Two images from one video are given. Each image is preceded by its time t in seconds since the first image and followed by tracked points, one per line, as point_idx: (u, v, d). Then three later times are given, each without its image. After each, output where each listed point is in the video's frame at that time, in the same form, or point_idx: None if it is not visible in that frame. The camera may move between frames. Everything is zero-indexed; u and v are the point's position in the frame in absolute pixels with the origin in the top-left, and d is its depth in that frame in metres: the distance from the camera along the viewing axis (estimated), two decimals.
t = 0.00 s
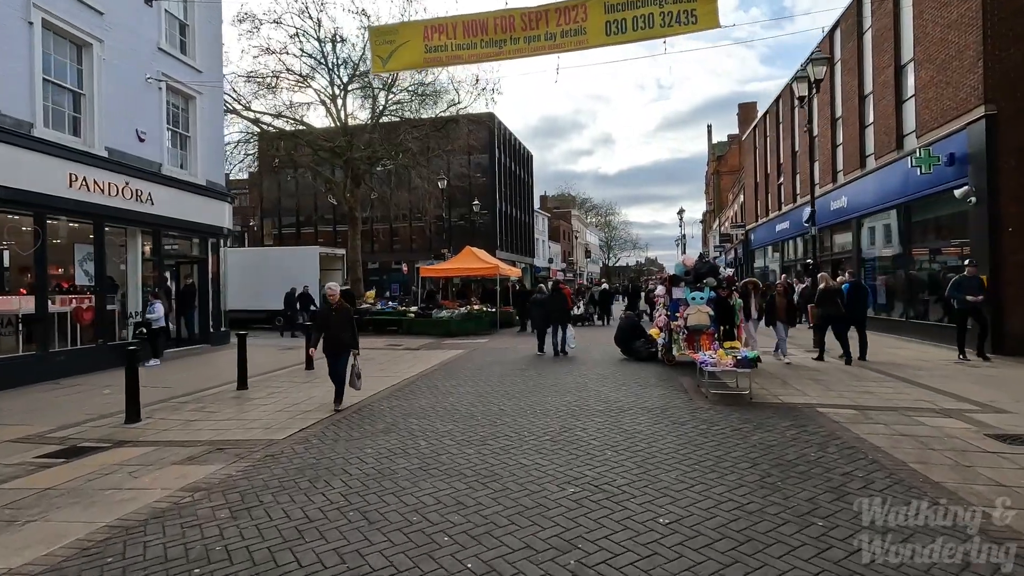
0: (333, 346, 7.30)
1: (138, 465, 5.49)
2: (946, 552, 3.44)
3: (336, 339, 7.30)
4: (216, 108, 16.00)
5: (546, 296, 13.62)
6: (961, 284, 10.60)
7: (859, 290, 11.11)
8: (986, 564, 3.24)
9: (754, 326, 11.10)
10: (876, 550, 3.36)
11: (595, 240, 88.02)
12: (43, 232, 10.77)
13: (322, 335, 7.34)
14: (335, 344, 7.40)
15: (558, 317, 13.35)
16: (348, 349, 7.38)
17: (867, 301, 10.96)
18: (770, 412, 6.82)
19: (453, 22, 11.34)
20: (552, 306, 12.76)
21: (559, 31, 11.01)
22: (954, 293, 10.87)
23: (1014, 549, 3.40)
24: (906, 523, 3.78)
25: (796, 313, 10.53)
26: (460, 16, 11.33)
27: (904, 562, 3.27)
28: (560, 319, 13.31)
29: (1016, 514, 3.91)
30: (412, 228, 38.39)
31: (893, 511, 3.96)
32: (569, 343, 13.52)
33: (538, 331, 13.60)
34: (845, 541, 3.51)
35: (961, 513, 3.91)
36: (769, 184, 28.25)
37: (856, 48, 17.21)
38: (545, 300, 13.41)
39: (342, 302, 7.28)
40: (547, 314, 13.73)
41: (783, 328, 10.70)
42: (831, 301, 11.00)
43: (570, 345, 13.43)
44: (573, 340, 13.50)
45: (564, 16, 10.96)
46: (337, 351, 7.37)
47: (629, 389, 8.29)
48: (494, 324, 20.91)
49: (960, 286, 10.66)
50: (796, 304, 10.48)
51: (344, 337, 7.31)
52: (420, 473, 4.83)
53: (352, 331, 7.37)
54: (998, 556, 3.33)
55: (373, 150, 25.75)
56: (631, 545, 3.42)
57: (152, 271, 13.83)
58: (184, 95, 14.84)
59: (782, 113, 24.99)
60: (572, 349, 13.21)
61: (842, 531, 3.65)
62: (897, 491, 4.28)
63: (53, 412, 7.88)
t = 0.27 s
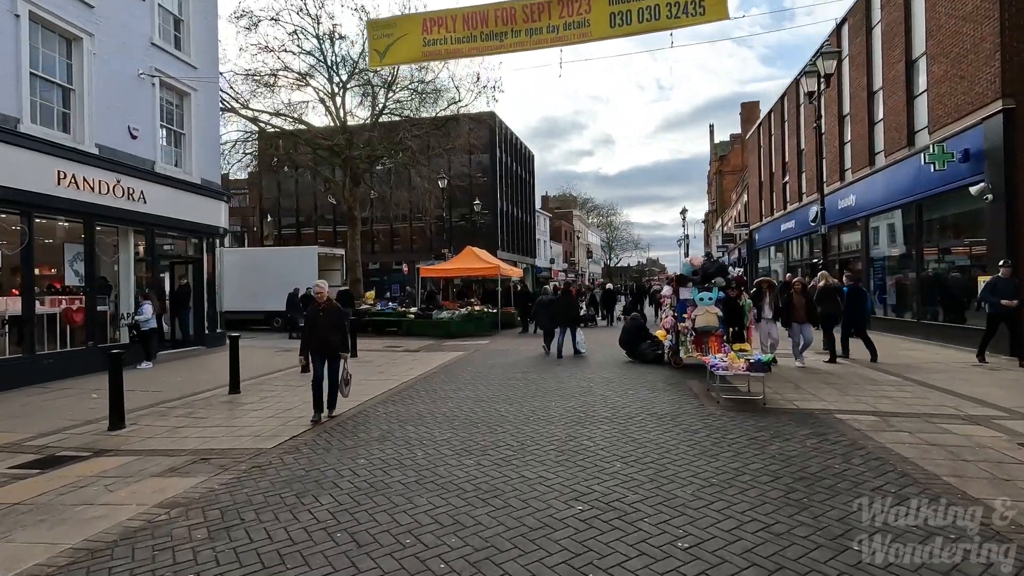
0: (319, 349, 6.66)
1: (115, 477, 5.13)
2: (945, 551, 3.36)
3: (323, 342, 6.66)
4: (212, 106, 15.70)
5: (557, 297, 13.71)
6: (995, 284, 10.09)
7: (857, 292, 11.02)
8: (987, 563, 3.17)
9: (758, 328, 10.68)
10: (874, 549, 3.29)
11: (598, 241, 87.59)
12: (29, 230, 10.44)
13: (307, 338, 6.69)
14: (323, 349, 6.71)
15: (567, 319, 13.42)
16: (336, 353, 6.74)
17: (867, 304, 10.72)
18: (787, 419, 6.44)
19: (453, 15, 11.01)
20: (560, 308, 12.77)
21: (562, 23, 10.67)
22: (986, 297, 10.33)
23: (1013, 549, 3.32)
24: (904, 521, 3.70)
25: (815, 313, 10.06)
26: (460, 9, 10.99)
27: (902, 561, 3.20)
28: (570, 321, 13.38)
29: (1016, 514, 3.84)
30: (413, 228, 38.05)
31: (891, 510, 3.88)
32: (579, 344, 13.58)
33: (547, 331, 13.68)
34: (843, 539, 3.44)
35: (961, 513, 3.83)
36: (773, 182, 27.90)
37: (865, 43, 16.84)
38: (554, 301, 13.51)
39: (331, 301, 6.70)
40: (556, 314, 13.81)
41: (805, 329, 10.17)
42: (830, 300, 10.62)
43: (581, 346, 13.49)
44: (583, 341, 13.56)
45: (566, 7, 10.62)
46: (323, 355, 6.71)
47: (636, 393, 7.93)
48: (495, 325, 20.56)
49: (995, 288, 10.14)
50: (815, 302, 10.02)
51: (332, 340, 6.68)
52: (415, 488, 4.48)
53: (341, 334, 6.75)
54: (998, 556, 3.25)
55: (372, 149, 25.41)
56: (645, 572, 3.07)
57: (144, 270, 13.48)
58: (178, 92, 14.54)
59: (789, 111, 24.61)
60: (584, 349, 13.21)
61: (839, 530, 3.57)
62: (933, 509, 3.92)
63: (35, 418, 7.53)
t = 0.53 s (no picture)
0: (301, 359, 5.95)
1: (88, 494, 4.75)
2: (946, 551, 3.39)
3: (306, 351, 5.97)
4: (208, 103, 15.36)
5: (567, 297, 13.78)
6: None
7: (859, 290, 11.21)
8: (986, 563, 3.21)
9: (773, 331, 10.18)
10: (877, 549, 3.32)
11: (600, 241, 87.10)
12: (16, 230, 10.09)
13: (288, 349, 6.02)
14: (306, 361, 5.99)
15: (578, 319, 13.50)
16: (321, 365, 6.04)
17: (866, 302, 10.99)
18: (810, 429, 6.04)
19: (454, 7, 10.60)
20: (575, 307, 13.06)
21: (567, 15, 10.28)
22: None
23: (1014, 550, 3.35)
24: (906, 522, 3.72)
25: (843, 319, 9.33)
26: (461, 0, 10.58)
27: (904, 561, 3.22)
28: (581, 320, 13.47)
29: (1016, 515, 3.87)
30: (414, 228, 37.70)
31: (891, 511, 3.91)
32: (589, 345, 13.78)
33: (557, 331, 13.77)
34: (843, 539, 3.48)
35: (961, 514, 3.86)
36: (780, 181, 27.44)
37: (877, 38, 16.41)
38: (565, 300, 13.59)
39: (316, 307, 6.12)
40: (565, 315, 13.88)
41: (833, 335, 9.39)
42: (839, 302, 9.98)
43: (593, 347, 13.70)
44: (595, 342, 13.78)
45: None
46: (306, 366, 5.99)
47: (646, 400, 7.51)
48: (497, 327, 20.18)
49: None
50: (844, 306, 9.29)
51: (316, 348, 6.01)
52: (412, 509, 4.09)
53: (326, 343, 6.10)
54: (998, 557, 3.28)
55: (373, 148, 25.05)
56: None
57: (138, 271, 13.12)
58: (173, 89, 14.20)
59: (796, 108, 24.16)
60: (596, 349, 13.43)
61: (841, 530, 3.59)
62: (934, 510, 3.94)
63: (16, 426, 7.18)
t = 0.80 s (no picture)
0: (275, 367, 5.19)
1: (47, 511, 4.34)
2: (945, 551, 3.34)
3: (279, 356, 5.21)
4: (198, 96, 14.92)
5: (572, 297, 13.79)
6: None
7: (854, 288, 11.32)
8: (987, 563, 3.16)
9: (795, 331, 9.60)
10: (875, 548, 3.28)
11: (599, 240, 86.67)
12: None
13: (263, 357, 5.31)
14: (281, 369, 5.23)
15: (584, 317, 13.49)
16: (298, 371, 5.25)
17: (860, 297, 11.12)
18: (829, 436, 5.65)
19: None
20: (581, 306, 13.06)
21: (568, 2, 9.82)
22: None
23: (1013, 549, 3.30)
24: (905, 522, 3.66)
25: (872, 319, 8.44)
26: None
27: (902, 561, 3.18)
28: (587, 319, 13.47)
29: (1015, 514, 3.81)
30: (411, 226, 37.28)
31: (891, 510, 3.84)
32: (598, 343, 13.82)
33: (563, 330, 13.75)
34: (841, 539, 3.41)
35: (960, 513, 3.80)
36: (783, 178, 27.06)
37: (885, 29, 15.99)
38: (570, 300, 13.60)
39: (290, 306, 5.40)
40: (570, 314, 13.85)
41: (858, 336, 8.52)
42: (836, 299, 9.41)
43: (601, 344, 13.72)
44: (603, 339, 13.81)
45: None
46: (281, 374, 5.22)
47: (651, 405, 7.09)
48: (496, 327, 19.78)
49: None
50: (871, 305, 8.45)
51: (290, 352, 5.23)
52: (398, 530, 3.68)
53: (303, 346, 5.32)
54: (998, 556, 3.24)
55: (369, 145, 24.61)
56: None
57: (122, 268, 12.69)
58: (161, 81, 13.76)
59: (800, 104, 23.77)
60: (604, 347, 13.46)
61: (839, 529, 3.54)
62: (934, 509, 3.88)
63: None
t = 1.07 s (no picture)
0: (244, 381, 4.63)
1: (5, 533, 3.97)
2: (945, 550, 3.35)
3: (249, 369, 4.64)
4: (188, 90, 14.53)
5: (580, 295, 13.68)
6: None
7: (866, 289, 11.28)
8: (987, 564, 3.18)
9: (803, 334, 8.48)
10: (876, 549, 3.30)
11: (598, 239, 86.31)
12: None
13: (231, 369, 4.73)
14: (251, 382, 4.64)
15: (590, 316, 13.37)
16: (271, 387, 4.68)
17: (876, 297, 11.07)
18: (849, 446, 5.31)
19: None
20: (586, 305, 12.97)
21: None
22: None
23: (1014, 550, 3.31)
24: (905, 522, 3.67)
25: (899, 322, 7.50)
26: None
27: (903, 561, 3.20)
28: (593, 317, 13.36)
29: (1016, 514, 3.80)
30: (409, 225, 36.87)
31: (891, 510, 3.86)
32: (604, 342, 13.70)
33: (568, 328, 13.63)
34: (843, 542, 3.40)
35: (960, 513, 3.81)
36: (785, 176, 26.72)
37: (892, 23, 15.64)
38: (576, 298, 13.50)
39: (262, 310, 4.81)
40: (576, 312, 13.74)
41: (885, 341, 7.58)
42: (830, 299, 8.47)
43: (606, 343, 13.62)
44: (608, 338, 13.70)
45: None
46: (252, 387, 4.64)
47: (657, 412, 6.72)
48: (494, 327, 19.45)
49: None
50: (896, 305, 7.53)
51: (262, 365, 4.66)
52: (386, 557, 3.34)
53: (276, 357, 4.75)
54: (998, 556, 3.26)
55: (365, 141, 24.22)
56: None
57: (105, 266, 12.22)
58: (149, 74, 13.37)
59: (803, 100, 23.42)
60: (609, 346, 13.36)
61: (839, 530, 3.55)
62: (933, 509, 3.89)
63: None
